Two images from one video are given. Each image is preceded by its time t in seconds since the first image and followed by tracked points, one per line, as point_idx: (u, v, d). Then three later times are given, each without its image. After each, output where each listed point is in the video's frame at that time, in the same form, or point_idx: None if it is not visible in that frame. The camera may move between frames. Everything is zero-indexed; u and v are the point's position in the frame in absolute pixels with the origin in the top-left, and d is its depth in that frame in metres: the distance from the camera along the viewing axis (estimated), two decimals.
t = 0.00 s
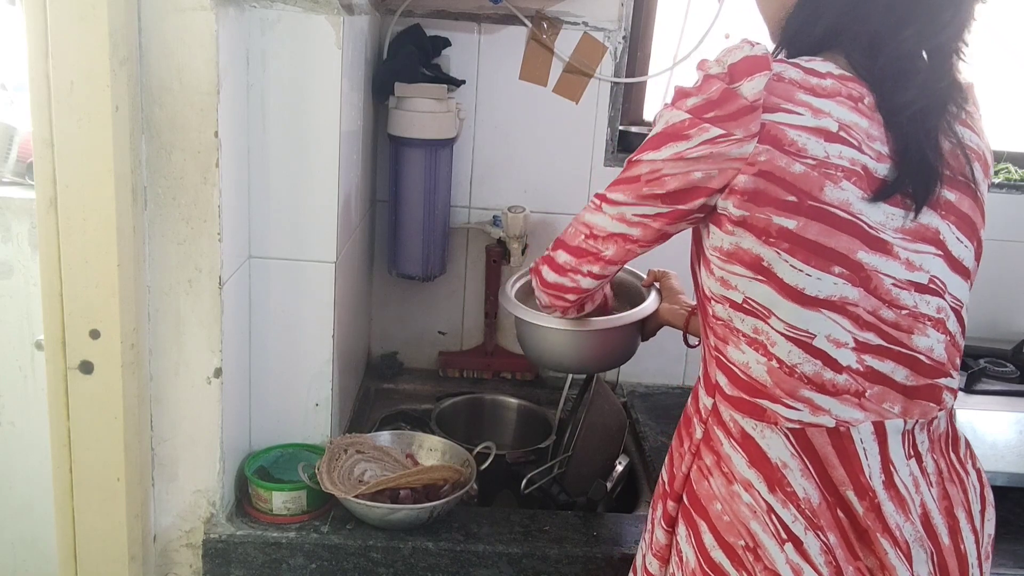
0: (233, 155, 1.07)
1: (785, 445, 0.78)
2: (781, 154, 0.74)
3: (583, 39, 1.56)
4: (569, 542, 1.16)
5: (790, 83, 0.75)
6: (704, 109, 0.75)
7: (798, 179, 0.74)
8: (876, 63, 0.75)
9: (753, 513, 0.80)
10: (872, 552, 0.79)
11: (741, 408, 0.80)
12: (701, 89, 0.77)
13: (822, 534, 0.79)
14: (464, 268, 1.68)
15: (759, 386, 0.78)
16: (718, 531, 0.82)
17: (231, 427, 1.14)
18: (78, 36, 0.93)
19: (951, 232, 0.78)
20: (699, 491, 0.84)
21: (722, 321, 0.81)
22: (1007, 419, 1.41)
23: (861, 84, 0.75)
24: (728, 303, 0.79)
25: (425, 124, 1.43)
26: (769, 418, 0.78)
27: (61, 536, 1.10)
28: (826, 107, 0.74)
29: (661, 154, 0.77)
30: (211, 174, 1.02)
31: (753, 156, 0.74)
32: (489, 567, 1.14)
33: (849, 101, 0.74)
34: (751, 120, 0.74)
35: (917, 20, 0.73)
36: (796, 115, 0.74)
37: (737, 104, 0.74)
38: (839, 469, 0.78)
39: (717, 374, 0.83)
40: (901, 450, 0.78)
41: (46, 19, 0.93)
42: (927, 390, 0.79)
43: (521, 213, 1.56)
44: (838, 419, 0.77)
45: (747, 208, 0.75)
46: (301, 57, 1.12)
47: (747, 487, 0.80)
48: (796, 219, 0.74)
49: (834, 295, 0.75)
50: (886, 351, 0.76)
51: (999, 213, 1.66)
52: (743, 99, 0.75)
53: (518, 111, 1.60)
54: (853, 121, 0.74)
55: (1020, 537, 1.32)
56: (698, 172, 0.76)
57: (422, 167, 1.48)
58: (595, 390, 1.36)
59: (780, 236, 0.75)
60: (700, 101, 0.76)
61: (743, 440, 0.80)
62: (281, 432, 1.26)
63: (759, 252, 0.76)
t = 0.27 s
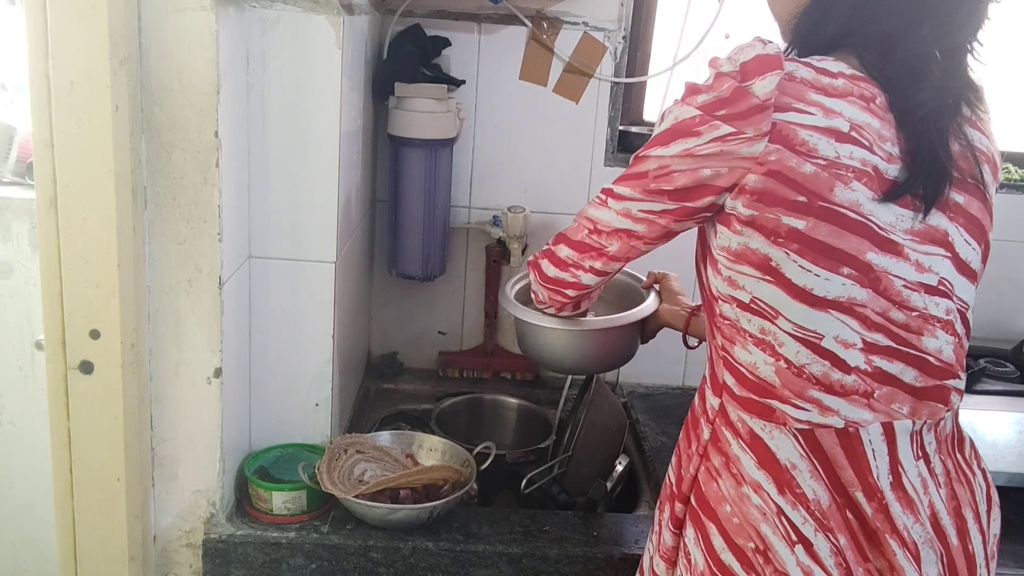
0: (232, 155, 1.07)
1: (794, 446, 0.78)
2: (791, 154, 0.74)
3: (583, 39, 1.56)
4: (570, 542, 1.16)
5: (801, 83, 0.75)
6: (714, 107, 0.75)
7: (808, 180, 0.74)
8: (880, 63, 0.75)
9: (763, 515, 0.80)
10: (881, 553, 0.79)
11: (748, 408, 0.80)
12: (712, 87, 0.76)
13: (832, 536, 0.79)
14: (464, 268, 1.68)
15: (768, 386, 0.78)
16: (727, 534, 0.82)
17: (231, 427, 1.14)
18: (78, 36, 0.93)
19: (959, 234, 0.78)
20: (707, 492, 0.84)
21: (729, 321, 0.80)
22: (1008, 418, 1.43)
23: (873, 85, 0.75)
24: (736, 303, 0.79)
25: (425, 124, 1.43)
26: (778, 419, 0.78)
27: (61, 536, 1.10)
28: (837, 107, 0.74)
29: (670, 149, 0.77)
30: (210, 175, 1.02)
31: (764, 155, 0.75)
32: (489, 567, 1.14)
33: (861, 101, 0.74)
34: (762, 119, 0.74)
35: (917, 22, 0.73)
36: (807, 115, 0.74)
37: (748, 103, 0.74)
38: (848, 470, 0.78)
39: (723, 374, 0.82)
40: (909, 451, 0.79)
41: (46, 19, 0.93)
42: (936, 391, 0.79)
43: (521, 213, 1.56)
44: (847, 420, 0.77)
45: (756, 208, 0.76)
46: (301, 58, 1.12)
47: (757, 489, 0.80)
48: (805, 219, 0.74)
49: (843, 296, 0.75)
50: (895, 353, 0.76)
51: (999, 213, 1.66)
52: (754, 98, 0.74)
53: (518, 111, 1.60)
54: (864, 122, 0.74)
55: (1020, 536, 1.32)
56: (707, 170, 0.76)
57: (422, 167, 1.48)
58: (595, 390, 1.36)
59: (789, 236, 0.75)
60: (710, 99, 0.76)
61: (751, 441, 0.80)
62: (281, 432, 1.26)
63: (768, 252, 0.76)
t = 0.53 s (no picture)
0: (232, 155, 1.07)
1: (803, 445, 0.78)
2: (808, 151, 0.74)
3: (583, 39, 1.56)
4: (569, 542, 1.16)
5: (818, 80, 0.75)
6: (732, 103, 0.74)
7: (823, 178, 0.74)
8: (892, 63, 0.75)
9: (771, 516, 0.80)
10: (888, 554, 0.79)
11: (757, 407, 0.80)
12: (729, 83, 0.75)
13: (840, 537, 0.79)
14: (464, 268, 1.68)
15: (777, 385, 0.78)
16: (735, 534, 0.81)
17: (231, 427, 1.14)
18: (78, 36, 0.93)
19: (966, 235, 0.79)
20: (714, 492, 0.83)
21: (737, 318, 0.80)
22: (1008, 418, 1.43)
23: (889, 84, 0.75)
24: (745, 300, 0.79)
25: (425, 124, 1.43)
26: (787, 419, 0.78)
27: (61, 536, 1.10)
28: (854, 105, 0.74)
29: (686, 150, 0.75)
30: (211, 175, 1.02)
31: (781, 152, 0.74)
32: (488, 567, 1.14)
33: (876, 100, 0.74)
34: (780, 115, 0.73)
35: (917, 23, 0.73)
36: (825, 112, 0.74)
37: (768, 98, 0.73)
38: (855, 470, 0.78)
39: (731, 372, 0.82)
40: (915, 451, 0.79)
41: (46, 19, 0.93)
42: (942, 391, 0.79)
43: (521, 213, 1.56)
44: (856, 420, 0.77)
45: (770, 205, 0.75)
46: (301, 58, 1.12)
47: (765, 490, 0.80)
48: (819, 218, 0.74)
49: (853, 295, 0.75)
50: (904, 353, 0.77)
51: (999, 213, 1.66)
52: (773, 94, 0.74)
53: (518, 111, 1.60)
54: (880, 121, 0.74)
55: (1020, 536, 1.32)
56: (725, 170, 0.75)
57: (422, 167, 1.47)
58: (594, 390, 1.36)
59: (802, 234, 0.75)
60: (728, 95, 0.75)
61: (760, 441, 0.80)
62: (281, 432, 1.26)
63: (780, 250, 0.76)
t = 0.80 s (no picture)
0: (232, 155, 1.07)
1: (815, 448, 0.78)
2: (818, 149, 0.74)
3: (583, 39, 1.56)
4: (569, 542, 1.16)
5: (826, 79, 0.75)
6: (738, 106, 0.75)
7: (834, 177, 0.74)
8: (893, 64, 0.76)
9: (784, 521, 0.80)
10: (900, 558, 0.79)
11: (768, 409, 0.79)
12: (735, 85, 0.76)
13: (853, 541, 0.79)
14: (464, 268, 1.68)
15: (789, 388, 0.78)
16: (748, 540, 0.81)
17: (231, 427, 1.14)
18: (79, 36, 0.93)
19: (973, 234, 0.79)
20: (725, 498, 0.83)
21: (748, 320, 0.80)
22: (1008, 419, 1.43)
23: (895, 83, 0.76)
24: (756, 302, 0.79)
25: (425, 124, 1.43)
26: (798, 421, 0.78)
27: (61, 536, 1.10)
28: (862, 103, 0.74)
29: (696, 157, 0.76)
30: (211, 174, 1.02)
31: (791, 151, 0.74)
32: (489, 567, 1.14)
33: (884, 99, 0.75)
34: (789, 113, 0.73)
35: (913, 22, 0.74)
36: (833, 110, 0.74)
37: (776, 98, 0.74)
38: (867, 472, 0.78)
39: (742, 374, 0.82)
40: (926, 452, 0.79)
41: (46, 19, 0.93)
42: (951, 391, 0.80)
43: (521, 213, 1.56)
44: (868, 422, 0.77)
45: (780, 205, 0.75)
46: (301, 58, 1.12)
47: (778, 493, 0.80)
48: (830, 217, 0.74)
49: (866, 295, 0.75)
50: (914, 353, 0.77)
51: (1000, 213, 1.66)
52: (781, 93, 0.74)
53: (519, 111, 1.60)
54: (888, 120, 0.74)
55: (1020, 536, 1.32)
56: (735, 174, 0.75)
57: (422, 167, 1.47)
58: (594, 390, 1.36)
59: (813, 234, 0.75)
60: (734, 98, 0.75)
61: (771, 444, 0.80)
62: (281, 432, 1.26)
63: (792, 251, 0.75)
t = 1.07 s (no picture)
0: (232, 155, 1.07)
1: (833, 452, 0.78)
2: (833, 151, 0.74)
3: (583, 39, 1.56)
4: (570, 541, 1.16)
5: (837, 81, 0.75)
6: (751, 111, 0.75)
7: (849, 178, 0.74)
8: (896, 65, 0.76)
9: (803, 526, 0.79)
10: (916, 556, 0.80)
11: (784, 414, 0.79)
12: (746, 91, 0.76)
13: (872, 543, 0.79)
14: (464, 268, 1.68)
15: (805, 391, 0.78)
16: (765, 546, 0.81)
17: (231, 427, 1.14)
18: (79, 36, 0.93)
19: (980, 233, 0.80)
20: (741, 505, 0.82)
21: (762, 325, 0.79)
22: (1008, 419, 1.43)
23: (903, 85, 0.76)
24: (771, 306, 0.78)
25: (425, 124, 1.43)
26: (816, 425, 0.78)
27: (60, 536, 1.10)
28: (874, 105, 0.74)
29: (711, 163, 0.76)
30: (211, 174, 1.02)
31: (806, 154, 0.74)
32: (489, 567, 1.14)
33: (893, 100, 0.75)
34: (804, 117, 0.73)
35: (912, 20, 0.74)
36: (846, 112, 0.74)
37: (790, 102, 0.74)
38: (884, 473, 0.78)
39: (756, 380, 0.81)
40: (939, 451, 0.80)
41: (46, 18, 0.93)
42: (962, 390, 0.80)
43: (521, 213, 1.56)
44: (885, 423, 0.78)
45: (797, 209, 0.74)
46: (301, 58, 1.12)
47: (796, 498, 0.79)
48: (846, 219, 0.74)
49: (881, 296, 0.75)
50: (927, 352, 0.77)
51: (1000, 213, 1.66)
52: (795, 97, 0.74)
53: (519, 111, 1.60)
54: (899, 120, 0.75)
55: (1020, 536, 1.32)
56: (750, 179, 0.75)
57: (422, 167, 1.47)
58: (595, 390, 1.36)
59: (830, 236, 0.74)
60: (746, 104, 0.75)
61: (788, 449, 0.79)
62: (281, 432, 1.26)
63: (807, 253, 0.75)
